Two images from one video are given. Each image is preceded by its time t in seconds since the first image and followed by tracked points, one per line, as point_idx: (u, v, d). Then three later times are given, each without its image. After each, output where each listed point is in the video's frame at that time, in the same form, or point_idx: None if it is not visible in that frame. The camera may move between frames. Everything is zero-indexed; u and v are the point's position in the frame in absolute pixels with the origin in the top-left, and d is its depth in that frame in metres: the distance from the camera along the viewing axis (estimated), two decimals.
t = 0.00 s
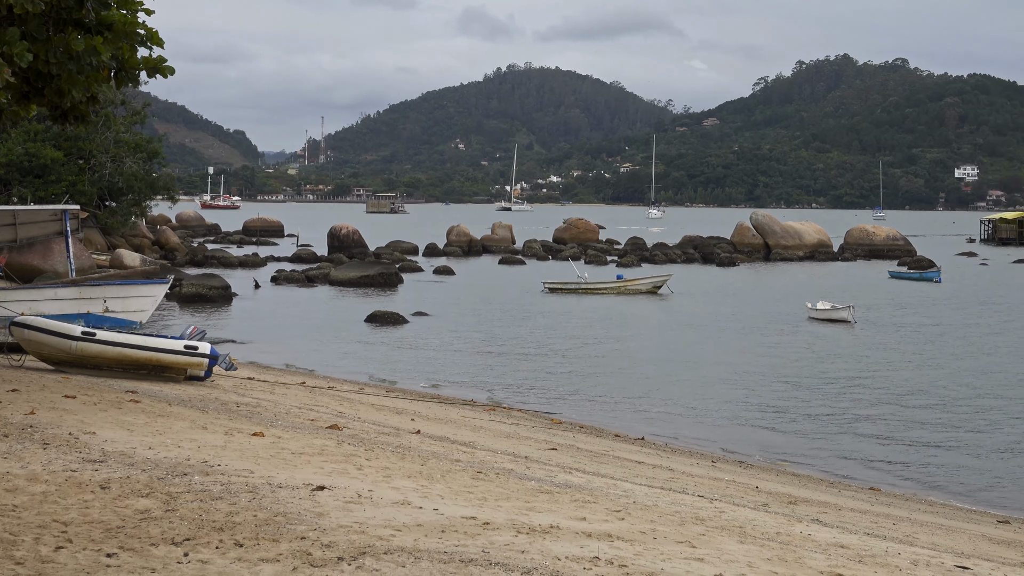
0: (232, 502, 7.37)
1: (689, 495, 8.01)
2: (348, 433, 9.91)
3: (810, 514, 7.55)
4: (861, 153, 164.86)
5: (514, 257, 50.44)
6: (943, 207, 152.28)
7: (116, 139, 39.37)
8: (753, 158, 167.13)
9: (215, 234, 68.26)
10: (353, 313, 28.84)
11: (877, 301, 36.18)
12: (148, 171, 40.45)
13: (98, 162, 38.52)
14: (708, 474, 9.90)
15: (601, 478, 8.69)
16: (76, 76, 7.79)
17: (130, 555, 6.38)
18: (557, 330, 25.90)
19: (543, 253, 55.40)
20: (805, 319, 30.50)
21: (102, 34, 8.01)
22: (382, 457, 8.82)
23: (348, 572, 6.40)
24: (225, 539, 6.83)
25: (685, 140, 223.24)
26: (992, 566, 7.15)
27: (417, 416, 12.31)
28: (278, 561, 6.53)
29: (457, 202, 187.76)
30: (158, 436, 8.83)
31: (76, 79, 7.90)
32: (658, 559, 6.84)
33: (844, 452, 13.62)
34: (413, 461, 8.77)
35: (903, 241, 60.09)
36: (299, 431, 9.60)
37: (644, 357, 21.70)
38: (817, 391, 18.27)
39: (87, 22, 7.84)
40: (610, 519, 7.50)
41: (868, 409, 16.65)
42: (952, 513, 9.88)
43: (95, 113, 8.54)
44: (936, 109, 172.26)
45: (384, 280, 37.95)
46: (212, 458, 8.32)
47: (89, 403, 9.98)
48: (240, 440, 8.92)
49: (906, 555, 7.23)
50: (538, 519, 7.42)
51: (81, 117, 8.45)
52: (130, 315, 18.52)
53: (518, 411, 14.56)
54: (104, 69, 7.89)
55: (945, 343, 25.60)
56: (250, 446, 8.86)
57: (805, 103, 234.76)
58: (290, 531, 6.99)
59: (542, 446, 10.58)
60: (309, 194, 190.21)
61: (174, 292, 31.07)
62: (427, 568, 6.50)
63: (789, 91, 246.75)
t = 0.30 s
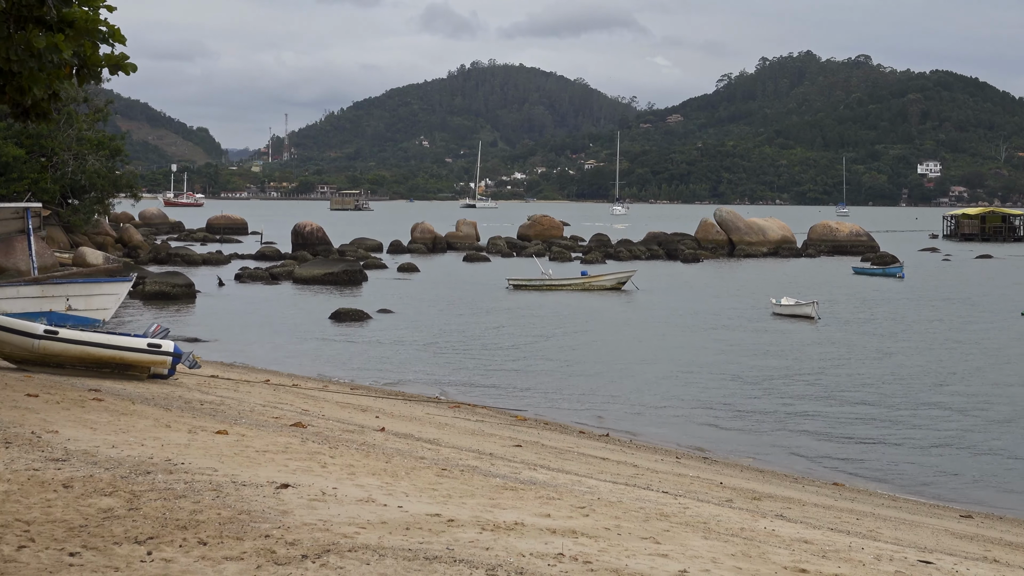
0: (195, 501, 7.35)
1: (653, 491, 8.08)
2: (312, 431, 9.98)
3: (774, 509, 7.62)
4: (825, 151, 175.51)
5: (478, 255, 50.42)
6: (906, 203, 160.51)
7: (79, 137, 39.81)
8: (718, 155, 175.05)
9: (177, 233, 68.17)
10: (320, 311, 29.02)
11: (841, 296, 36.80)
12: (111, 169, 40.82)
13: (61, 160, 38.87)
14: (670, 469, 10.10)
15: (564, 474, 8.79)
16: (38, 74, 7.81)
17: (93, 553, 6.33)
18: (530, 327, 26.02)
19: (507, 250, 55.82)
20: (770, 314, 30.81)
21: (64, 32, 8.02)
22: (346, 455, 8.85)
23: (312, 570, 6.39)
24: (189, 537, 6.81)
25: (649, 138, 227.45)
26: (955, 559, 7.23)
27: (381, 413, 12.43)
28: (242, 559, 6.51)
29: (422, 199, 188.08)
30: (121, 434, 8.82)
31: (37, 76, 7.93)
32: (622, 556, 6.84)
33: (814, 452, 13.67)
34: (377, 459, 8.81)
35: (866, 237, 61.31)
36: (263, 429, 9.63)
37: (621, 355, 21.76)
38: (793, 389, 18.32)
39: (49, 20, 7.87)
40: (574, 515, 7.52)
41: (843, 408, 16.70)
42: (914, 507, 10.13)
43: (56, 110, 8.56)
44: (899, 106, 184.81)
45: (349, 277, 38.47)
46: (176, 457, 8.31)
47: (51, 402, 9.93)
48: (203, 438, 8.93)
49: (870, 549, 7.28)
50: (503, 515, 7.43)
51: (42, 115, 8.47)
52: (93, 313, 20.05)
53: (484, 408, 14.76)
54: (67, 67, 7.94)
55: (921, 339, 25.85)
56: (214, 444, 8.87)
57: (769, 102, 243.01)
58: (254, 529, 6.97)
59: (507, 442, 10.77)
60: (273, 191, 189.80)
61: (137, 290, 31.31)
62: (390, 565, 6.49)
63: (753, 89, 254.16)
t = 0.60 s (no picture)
0: (159, 499, 7.33)
1: (619, 488, 8.22)
2: (277, 428, 10.05)
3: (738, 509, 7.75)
4: (787, 148, 184.29)
5: (443, 252, 50.28)
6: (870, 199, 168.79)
7: (42, 134, 39.82)
8: (682, 152, 178.06)
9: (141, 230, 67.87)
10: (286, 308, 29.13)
11: (807, 292, 37.12)
12: (74, 166, 40.86)
13: (23, 157, 38.91)
14: (636, 467, 10.41)
15: (530, 472, 8.97)
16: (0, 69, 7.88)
17: (57, 551, 6.29)
18: (502, 324, 26.18)
19: (473, 247, 56.08)
20: (734, 311, 30.96)
21: (26, 28, 8.09)
22: (311, 452, 8.90)
23: (277, 567, 6.39)
24: (153, 535, 6.78)
25: (614, 134, 229.41)
26: (917, 554, 7.35)
27: (347, 410, 12.54)
28: (206, 557, 6.49)
29: (386, 196, 188.07)
30: (84, 432, 8.80)
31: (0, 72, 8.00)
32: (587, 552, 6.85)
33: (776, 451, 13.68)
34: (342, 456, 8.85)
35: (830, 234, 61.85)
36: (227, 427, 9.66)
37: (587, 353, 21.83)
38: (762, 387, 18.34)
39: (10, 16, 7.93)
40: (539, 512, 7.56)
41: (810, 407, 16.72)
42: (879, 503, 10.43)
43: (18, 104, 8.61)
44: (863, 102, 195.27)
45: (314, 276, 38.29)
46: (140, 454, 8.30)
47: (12, 399, 9.87)
48: (167, 436, 8.94)
49: (833, 545, 7.39)
50: (468, 513, 7.46)
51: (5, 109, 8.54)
52: (59, 308, 21.05)
53: (450, 405, 14.97)
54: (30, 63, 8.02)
55: (892, 336, 26.08)
56: (178, 441, 8.88)
57: (734, 98, 247.07)
58: (218, 527, 6.95)
59: (473, 440, 10.96)
60: (237, 188, 189.43)
61: (100, 287, 31.32)
62: (356, 562, 6.48)
63: (717, 85, 258.14)
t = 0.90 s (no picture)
0: (124, 496, 7.31)
1: (585, 486, 8.34)
2: (242, 425, 10.08)
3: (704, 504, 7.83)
4: (753, 144, 186.61)
5: (408, 249, 50.41)
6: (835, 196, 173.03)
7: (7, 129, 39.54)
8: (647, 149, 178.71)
9: (103, 228, 67.48)
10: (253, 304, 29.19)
11: (778, 288, 37.29)
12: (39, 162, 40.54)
13: None
14: (601, 463, 10.54)
15: (495, 469, 9.06)
16: None
17: (20, 551, 6.25)
18: (474, 321, 26.21)
19: (439, 244, 56.33)
20: (699, 307, 31.00)
21: None
22: (277, 449, 8.92)
23: (242, 564, 6.38)
24: (117, 533, 6.75)
25: (580, 131, 230.80)
26: (881, 551, 7.40)
27: (312, 407, 12.61)
28: (171, 554, 6.47)
29: (353, 193, 188.09)
30: (48, 430, 8.77)
31: None
32: (553, 549, 6.85)
33: (742, 450, 13.61)
34: (308, 453, 8.87)
35: (794, 231, 62.55)
36: (192, 424, 9.67)
37: (553, 350, 21.80)
38: (725, 386, 18.25)
39: None
40: (505, 509, 7.58)
41: (770, 407, 16.63)
42: (843, 500, 10.52)
43: None
44: (829, 100, 199.39)
45: (279, 272, 38.46)
46: (104, 451, 8.28)
47: None
48: (132, 433, 8.92)
49: (799, 542, 7.44)
50: (433, 510, 7.47)
51: None
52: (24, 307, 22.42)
53: (414, 402, 15.02)
54: None
55: (866, 333, 26.14)
56: (142, 438, 8.88)
57: (702, 97, 249.59)
58: (183, 524, 6.93)
59: (439, 436, 11.06)
60: (203, 185, 188.92)
61: (66, 284, 31.24)
62: (323, 559, 6.47)
63: (683, 82, 260.70)
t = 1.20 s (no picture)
0: (89, 494, 7.28)
1: (552, 483, 8.51)
2: (208, 422, 10.12)
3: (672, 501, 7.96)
4: (719, 141, 187.49)
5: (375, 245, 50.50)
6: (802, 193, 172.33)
7: None
8: (615, 146, 180.15)
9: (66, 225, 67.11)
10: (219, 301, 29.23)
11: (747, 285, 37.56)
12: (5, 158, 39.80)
13: None
14: (569, 460, 10.68)
15: (462, 466, 9.19)
16: None
17: None
18: (446, 317, 26.30)
19: (406, 240, 56.59)
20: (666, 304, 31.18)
21: None
22: (243, 446, 8.94)
23: (209, 561, 6.36)
24: (82, 530, 6.71)
25: (546, 129, 231.81)
26: (847, 547, 7.51)
27: (278, 403, 12.67)
28: (136, 552, 6.44)
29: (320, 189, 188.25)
30: (13, 427, 8.74)
31: None
32: (519, 545, 6.85)
33: (719, 451, 13.56)
34: (274, 450, 8.89)
35: (762, 228, 62.91)
36: (158, 421, 9.68)
37: (522, 348, 21.79)
38: (694, 385, 18.16)
39: None
40: (471, 506, 7.61)
41: (738, 406, 16.53)
42: (810, 497, 10.65)
43: None
44: (795, 97, 200.83)
45: (246, 268, 38.45)
46: (70, 449, 8.25)
47: None
48: (98, 430, 8.91)
49: (765, 538, 7.53)
50: (399, 507, 7.47)
51: None
52: None
53: (381, 399, 15.04)
54: None
55: (844, 330, 26.28)
56: (108, 436, 8.87)
57: (671, 94, 250.90)
58: (149, 521, 6.91)
59: (405, 433, 11.18)
60: (170, 181, 188.57)
61: (31, 281, 31.22)
62: (289, 557, 6.45)
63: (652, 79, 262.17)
